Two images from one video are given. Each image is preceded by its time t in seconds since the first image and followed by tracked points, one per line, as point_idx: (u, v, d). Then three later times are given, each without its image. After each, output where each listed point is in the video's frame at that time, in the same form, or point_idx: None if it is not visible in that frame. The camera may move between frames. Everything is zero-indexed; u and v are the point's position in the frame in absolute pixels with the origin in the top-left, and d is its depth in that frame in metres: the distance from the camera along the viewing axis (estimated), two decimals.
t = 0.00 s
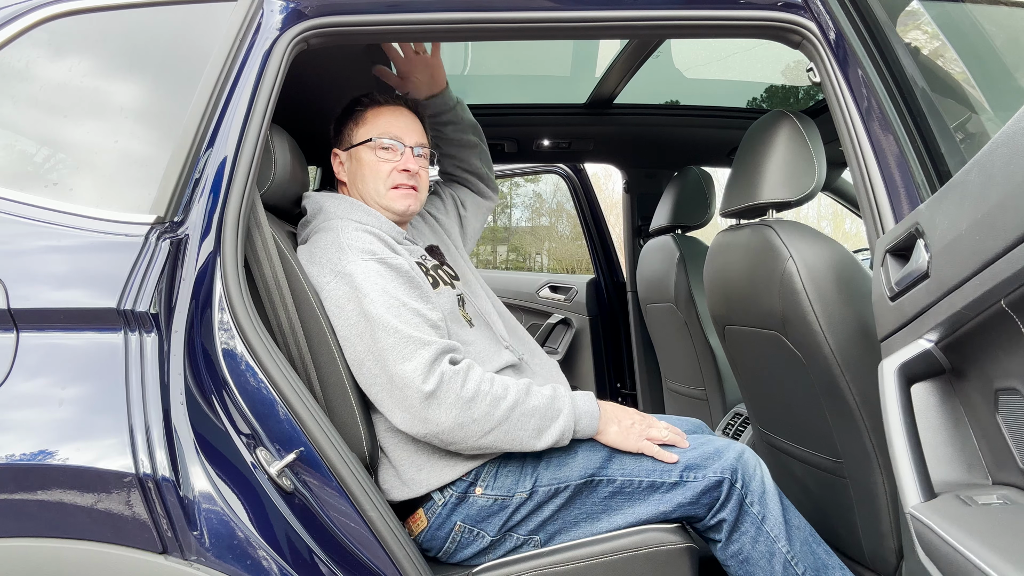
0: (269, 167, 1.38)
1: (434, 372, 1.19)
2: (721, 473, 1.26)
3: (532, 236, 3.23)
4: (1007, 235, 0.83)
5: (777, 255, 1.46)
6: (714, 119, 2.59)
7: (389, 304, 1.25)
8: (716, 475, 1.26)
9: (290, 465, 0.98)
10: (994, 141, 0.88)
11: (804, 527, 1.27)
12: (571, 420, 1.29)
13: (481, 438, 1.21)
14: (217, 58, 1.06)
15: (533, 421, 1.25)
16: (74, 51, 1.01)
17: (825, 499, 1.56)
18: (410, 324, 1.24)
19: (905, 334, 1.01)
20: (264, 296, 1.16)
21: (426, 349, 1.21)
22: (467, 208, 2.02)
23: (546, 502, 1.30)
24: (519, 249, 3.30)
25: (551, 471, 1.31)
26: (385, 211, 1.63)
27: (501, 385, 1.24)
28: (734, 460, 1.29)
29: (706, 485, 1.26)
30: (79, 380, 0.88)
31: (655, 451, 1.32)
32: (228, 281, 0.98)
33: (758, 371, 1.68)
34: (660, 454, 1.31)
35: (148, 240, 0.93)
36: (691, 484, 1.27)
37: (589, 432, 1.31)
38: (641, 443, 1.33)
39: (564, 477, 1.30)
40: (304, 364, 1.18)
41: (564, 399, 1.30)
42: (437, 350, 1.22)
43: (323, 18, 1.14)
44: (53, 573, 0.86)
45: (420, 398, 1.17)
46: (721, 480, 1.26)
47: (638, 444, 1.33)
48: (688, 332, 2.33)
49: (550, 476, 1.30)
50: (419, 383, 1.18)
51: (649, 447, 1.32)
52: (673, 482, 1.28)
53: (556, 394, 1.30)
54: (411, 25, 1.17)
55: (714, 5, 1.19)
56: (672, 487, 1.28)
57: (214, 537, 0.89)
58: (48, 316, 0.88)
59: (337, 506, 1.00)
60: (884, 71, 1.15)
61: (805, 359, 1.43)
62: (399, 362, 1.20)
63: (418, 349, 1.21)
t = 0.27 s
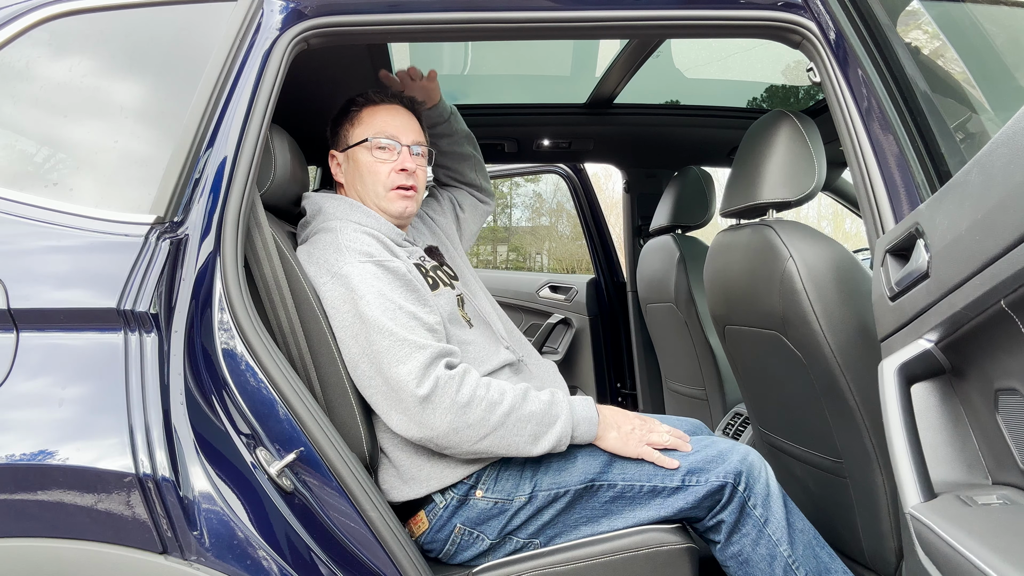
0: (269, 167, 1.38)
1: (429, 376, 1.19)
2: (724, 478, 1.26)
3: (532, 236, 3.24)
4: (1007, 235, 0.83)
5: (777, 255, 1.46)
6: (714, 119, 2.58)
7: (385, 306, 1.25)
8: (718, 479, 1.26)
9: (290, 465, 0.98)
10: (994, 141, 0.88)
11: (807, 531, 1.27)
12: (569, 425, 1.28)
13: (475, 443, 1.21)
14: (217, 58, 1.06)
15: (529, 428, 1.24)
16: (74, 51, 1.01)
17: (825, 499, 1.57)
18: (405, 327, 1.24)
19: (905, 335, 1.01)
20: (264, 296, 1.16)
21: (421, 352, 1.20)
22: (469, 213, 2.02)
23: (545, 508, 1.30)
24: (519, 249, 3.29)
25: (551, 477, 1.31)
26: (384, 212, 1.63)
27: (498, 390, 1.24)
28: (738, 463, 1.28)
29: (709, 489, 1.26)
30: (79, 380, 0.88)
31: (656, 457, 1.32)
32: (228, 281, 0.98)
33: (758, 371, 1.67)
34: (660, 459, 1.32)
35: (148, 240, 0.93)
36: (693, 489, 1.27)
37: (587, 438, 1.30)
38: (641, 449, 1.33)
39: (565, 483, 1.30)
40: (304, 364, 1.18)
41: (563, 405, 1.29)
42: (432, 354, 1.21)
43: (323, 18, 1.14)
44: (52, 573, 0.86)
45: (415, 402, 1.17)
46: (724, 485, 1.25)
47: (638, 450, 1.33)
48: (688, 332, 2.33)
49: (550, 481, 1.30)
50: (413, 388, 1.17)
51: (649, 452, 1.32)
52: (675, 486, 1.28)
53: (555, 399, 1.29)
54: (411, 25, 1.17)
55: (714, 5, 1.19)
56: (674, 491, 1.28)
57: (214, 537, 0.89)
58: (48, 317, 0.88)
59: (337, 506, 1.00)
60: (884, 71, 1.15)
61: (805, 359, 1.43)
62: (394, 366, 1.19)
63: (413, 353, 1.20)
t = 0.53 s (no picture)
0: (269, 167, 1.38)
1: (428, 377, 1.19)
2: (723, 483, 1.25)
3: (531, 236, 3.22)
4: (1007, 235, 0.83)
5: (777, 255, 1.46)
6: (714, 119, 2.58)
7: (387, 307, 1.25)
8: (717, 484, 1.25)
9: (290, 465, 0.98)
10: (994, 141, 0.88)
11: (807, 533, 1.27)
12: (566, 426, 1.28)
13: (476, 443, 1.21)
14: (217, 58, 1.06)
15: (529, 429, 1.24)
16: (74, 51, 1.01)
17: (825, 499, 1.56)
18: (407, 328, 1.24)
19: (905, 335, 1.01)
20: (264, 296, 1.16)
21: (422, 353, 1.21)
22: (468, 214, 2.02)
23: (542, 512, 1.30)
24: (519, 249, 3.29)
25: (549, 480, 1.30)
26: (390, 211, 1.62)
27: (497, 391, 1.24)
28: (737, 468, 1.28)
29: (707, 494, 1.25)
30: (80, 381, 0.88)
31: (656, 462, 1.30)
32: (227, 281, 0.98)
33: (758, 371, 1.67)
34: (659, 464, 1.30)
35: (148, 240, 0.93)
36: (691, 493, 1.26)
37: (586, 440, 1.30)
38: (642, 454, 1.31)
39: (562, 486, 1.29)
40: (304, 364, 1.18)
41: (562, 407, 1.29)
42: (432, 355, 1.21)
43: (323, 18, 1.14)
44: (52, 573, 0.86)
45: (414, 402, 1.17)
46: (722, 489, 1.25)
47: (639, 454, 1.32)
48: (688, 332, 2.33)
49: (548, 484, 1.29)
50: (412, 389, 1.17)
51: (649, 456, 1.31)
52: (673, 491, 1.28)
53: (554, 401, 1.29)
54: (411, 25, 1.17)
55: (715, 5, 1.19)
56: (671, 496, 1.27)
57: (215, 537, 0.89)
58: (48, 317, 0.88)
59: (337, 506, 1.00)
60: (884, 71, 1.15)
61: (804, 359, 1.43)
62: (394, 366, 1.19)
63: (413, 353, 1.20)
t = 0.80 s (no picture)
0: (269, 167, 1.38)
1: (422, 382, 1.19)
2: (719, 494, 1.25)
3: (532, 236, 3.21)
4: (1007, 236, 0.83)
5: (777, 255, 1.46)
6: (714, 119, 2.58)
7: (384, 311, 1.25)
8: (714, 494, 1.25)
9: (290, 465, 0.98)
10: (994, 141, 0.88)
11: (805, 541, 1.28)
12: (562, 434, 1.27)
13: (468, 450, 1.20)
14: (217, 58, 1.06)
15: (523, 436, 1.24)
16: (73, 51, 1.01)
17: (825, 499, 1.56)
18: (404, 333, 1.24)
19: (905, 335, 1.01)
20: (264, 297, 1.16)
21: (417, 358, 1.20)
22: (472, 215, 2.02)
23: (536, 520, 1.30)
24: (519, 249, 3.29)
25: (543, 486, 1.30)
26: (393, 210, 1.63)
27: (491, 398, 1.23)
28: (735, 479, 1.27)
29: (705, 504, 1.24)
30: (79, 381, 0.88)
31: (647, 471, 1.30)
32: (227, 281, 0.98)
33: (758, 371, 1.67)
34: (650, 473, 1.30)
35: (148, 240, 0.93)
36: (688, 503, 1.25)
37: (581, 449, 1.30)
38: (634, 463, 1.32)
39: (556, 492, 1.29)
40: (304, 363, 1.18)
41: (558, 415, 1.29)
42: (427, 361, 1.21)
43: (323, 18, 1.14)
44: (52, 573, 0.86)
45: (407, 408, 1.17)
46: (720, 500, 1.24)
47: (631, 463, 1.32)
48: (688, 332, 2.33)
49: (542, 490, 1.29)
50: (405, 394, 1.17)
51: (640, 465, 1.31)
52: (669, 500, 1.27)
53: (550, 409, 1.29)
54: (411, 25, 1.17)
55: (715, 5, 1.19)
56: (668, 504, 1.26)
57: (214, 537, 0.89)
58: (48, 317, 0.88)
59: (336, 506, 1.00)
60: (884, 72, 1.15)
61: (804, 359, 1.43)
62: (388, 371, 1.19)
63: (409, 358, 1.20)
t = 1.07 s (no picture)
0: (269, 166, 1.38)
1: (423, 380, 1.18)
2: (719, 493, 1.25)
3: (532, 236, 3.22)
4: (1007, 236, 0.83)
5: (777, 255, 1.46)
6: (714, 119, 2.59)
7: (384, 309, 1.25)
8: (714, 494, 1.25)
9: (290, 464, 0.98)
10: (994, 141, 0.88)
11: (804, 540, 1.28)
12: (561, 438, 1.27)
13: (468, 448, 1.20)
14: (217, 58, 1.06)
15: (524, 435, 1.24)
16: (74, 50, 1.01)
17: (826, 499, 1.56)
18: (404, 330, 1.24)
19: (905, 335, 1.01)
20: (264, 297, 1.16)
21: (418, 356, 1.20)
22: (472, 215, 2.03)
23: (537, 519, 1.30)
24: (519, 249, 3.29)
25: (543, 486, 1.30)
26: (391, 209, 1.62)
27: (492, 396, 1.23)
28: (735, 478, 1.27)
29: (705, 504, 1.24)
30: (80, 380, 0.88)
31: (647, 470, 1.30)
32: (228, 281, 0.98)
33: (758, 371, 1.67)
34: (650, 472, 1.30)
35: (148, 240, 0.93)
36: (689, 502, 1.25)
37: (581, 449, 1.30)
38: (635, 463, 1.31)
39: (557, 492, 1.29)
40: (304, 363, 1.18)
41: (559, 413, 1.28)
42: (428, 359, 1.20)
43: (323, 18, 1.14)
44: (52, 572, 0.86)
45: (407, 406, 1.17)
46: (720, 500, 1.24)
47: (632, 462, 1.31)
48: (688, 332, 2.34)
49: (543, 490, 1.29)
50: (407, 392, 1.17)
51: (640, 464, 1.31)
52: (669, 500, 1.27)
53: (551, 408, 1.28)
54: (411, 25, 1.17)
55: (715, 5, 1.19)
56: (668, 504, 1.26)
57: (214, 537, 0.89)
58: (49, 317, 0.88)
59: (337, 506, 1.00)
60: (884, 71, 1.15)
61: (805, 359, 1.43)
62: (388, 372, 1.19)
63: (410, 356, 1.20)
